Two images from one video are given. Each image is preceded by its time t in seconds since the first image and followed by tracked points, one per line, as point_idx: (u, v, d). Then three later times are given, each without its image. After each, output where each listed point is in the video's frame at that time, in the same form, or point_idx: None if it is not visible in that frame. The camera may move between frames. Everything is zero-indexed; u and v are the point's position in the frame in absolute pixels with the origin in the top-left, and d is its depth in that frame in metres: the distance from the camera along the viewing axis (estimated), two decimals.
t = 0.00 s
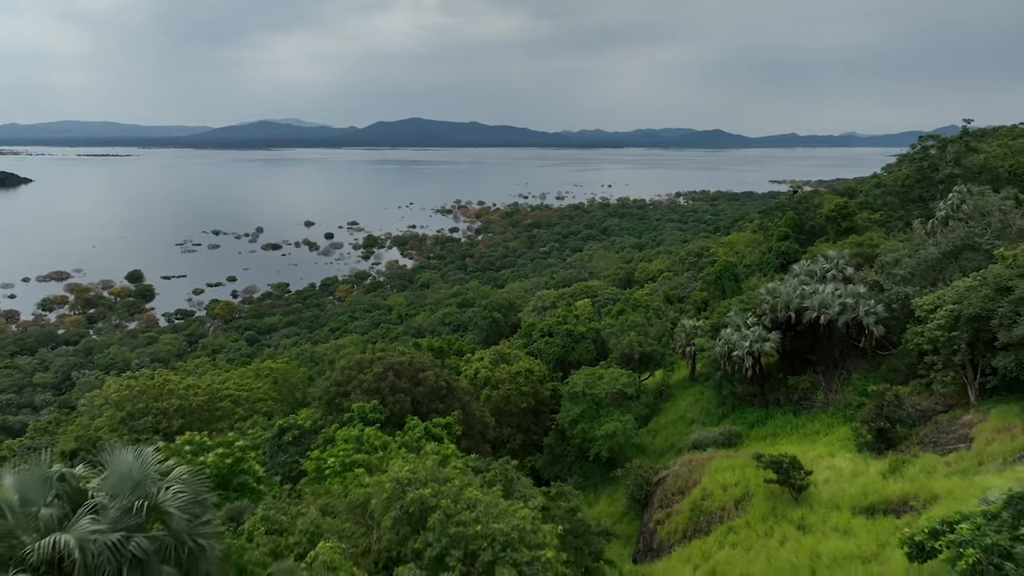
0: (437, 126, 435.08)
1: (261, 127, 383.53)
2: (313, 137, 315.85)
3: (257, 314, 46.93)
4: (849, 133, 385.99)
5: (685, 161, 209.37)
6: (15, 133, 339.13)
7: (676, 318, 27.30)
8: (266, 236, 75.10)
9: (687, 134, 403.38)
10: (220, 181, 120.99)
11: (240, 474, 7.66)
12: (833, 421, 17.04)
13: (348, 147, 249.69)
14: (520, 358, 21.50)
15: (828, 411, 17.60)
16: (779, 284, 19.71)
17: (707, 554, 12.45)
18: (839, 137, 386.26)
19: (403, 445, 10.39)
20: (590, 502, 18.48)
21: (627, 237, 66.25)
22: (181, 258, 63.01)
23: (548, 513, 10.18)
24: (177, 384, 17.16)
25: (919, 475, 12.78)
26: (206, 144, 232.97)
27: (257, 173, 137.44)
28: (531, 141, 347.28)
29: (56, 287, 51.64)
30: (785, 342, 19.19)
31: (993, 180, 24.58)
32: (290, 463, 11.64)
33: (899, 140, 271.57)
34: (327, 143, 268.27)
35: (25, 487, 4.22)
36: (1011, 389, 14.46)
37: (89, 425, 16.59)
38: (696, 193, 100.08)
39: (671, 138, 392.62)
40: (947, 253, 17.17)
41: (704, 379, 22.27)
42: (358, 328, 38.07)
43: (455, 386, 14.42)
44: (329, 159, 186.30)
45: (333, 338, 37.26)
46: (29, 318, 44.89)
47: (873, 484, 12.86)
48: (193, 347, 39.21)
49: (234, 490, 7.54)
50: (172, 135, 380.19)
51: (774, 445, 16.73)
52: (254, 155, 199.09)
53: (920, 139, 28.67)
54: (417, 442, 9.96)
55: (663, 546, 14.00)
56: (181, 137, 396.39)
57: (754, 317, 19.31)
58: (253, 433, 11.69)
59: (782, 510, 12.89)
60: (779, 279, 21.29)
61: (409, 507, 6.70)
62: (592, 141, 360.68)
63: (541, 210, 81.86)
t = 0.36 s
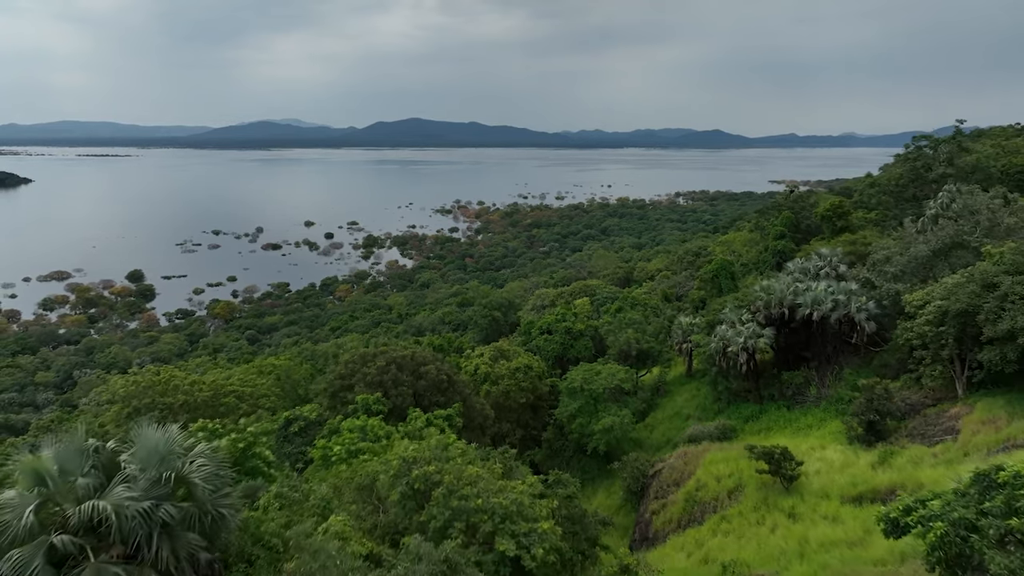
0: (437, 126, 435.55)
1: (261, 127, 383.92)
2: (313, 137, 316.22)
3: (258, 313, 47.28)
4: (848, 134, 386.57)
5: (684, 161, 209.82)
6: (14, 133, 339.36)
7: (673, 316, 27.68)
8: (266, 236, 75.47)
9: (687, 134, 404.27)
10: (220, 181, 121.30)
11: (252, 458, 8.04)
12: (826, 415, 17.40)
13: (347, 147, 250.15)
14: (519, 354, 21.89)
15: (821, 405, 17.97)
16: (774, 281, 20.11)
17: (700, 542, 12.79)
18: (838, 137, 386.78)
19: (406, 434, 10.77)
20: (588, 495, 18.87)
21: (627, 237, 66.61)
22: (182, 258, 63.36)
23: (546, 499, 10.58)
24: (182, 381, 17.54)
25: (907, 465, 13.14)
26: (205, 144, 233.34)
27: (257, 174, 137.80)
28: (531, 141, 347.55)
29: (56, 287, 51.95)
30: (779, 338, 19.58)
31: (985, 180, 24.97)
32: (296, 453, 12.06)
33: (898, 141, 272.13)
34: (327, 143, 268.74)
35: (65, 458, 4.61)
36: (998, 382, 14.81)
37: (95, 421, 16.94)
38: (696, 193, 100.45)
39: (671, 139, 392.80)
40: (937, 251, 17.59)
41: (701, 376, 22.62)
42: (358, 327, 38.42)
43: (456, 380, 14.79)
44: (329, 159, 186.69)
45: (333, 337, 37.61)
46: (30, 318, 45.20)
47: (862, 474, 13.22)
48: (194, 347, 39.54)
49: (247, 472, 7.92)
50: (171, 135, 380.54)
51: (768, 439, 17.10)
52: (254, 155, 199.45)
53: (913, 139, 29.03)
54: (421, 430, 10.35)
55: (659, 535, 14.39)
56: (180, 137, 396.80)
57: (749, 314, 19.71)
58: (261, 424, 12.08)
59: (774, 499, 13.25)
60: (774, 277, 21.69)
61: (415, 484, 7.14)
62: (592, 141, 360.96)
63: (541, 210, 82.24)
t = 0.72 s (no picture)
0: (437, 126, 435.93)
1: (261, 127, 384.35)
2: (313, 137, 316.78)
3: (259, 313, 47.68)
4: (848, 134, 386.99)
5: (684, 161, 210.25)
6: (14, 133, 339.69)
7: (670, 314, 28.07)
8: (266, 236, 75.85)
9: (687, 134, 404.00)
10: (220, 182, 121.66)
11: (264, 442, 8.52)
12: (818, 409, 17.80)
13: (348, 147, 250.55)
14: (519, 350, 22.29)
15: (813, 399, 18.37)
16: (768, 278, 20.53)
17: (694, 529, 13.19)
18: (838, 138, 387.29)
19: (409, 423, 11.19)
20: (585, 487, 19.29)
21: (626, 237, 66.98)
22: (183, 258, 63.72)
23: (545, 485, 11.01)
24: (188, 376, 17.94)
25: (894, 456, 13.54)
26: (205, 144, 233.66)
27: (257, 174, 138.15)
28: (530, 141, 348.32)
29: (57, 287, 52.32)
30: (773, 334, 20.00)
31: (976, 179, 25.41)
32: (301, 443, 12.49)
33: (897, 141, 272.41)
34: (327, 143, 269.18)
35: (101, 431, 5.04)
36: (984, 376, 15.24)
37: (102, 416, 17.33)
38: (695, 193, 100.82)
39: (670, 139, 393.68)
40: (926, 248, 18.04)
41: (697, 371, 22.99)
42: (359, 326, 38.80)
43: (457, 373, 15.20)
44: (329, 159, 187.02)
45: (334, 335, 37.98)
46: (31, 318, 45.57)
47: (851, 465, 13.61)
48: (194, 346, 39.91)
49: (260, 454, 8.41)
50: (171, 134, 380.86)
51: (761, 431, 17.51)
52: (255, 155, 199.85)
53: (907, 139, 29.41)
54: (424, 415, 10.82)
55: (654, 525, 14.82)
56: (180, 137, 397.04)
57: (743, 310, 20.14)
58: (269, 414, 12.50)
59: (765, 488, 13.65)
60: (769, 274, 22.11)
61: (422, 461, 7.75)
62: (592, 141, 361.66)
63: (541, 210, 82.63)
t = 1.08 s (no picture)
0: (437, 126, 436.35)
1: (261, 128, 384.96)
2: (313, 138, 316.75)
3: (259, 313, 48.07)
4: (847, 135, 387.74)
5: (683, 162, 210.78)
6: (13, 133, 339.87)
7: (668, 312, 28.46)
8: (266, 236, 76.21)
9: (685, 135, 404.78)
10: (220, 183, 121.96)
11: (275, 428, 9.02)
12: (811, 404, 18.16)
13: (348, 147, 250.98)
14: (518, 348, 22.68)
15: (806, 395, 18.75)
16: (763, 276, 20.90)
17: (688, 519, 13.55)
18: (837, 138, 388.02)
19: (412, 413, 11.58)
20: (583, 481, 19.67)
21: (625, 237, 67.37)
22: (183, 259, 64.09)
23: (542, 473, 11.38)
24: (192, 373, 18.30)
25: (884, 447, 13.88)
26: (206, 145, 234.28)
27: (257, 175, 138.49)
28: (530, 142, 348.99)
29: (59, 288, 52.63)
30: (767, 331, 20.38)
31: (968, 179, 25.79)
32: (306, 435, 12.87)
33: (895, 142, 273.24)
34: (327, 144, 269.61)
35: (129, 412, 5.49)
36: (971, 370, 15.61)
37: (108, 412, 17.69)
38: (694, 194, 101.21)
39: (670, 139, 394.16)
40: (917, 246, 18.46)
41: (694, 368, 23.33)
42: (359, 325, 39.16)
43: (458, 367, 15.58)
44: (329, 160, 187.38)
45: (334, 335, 38.35)
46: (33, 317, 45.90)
47: (842, 457, 13.94)
48: (195, 345, 40.27)
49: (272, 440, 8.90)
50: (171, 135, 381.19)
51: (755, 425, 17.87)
52: (255, 155, 200.27)
53: (900, 139, 29.76)
54: (424, 402, 11.25)
55: (650, 515, 15.21)
56: (179, 138, 397.45)
57: (738, 308, 20.52)
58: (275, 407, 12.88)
59: (757, 480, 14.00)
60: (763, 272, 22.50)
61: (426, 444, 8.26)
62: (591, 142, 362.50)
63: (540, 210, 83.01)
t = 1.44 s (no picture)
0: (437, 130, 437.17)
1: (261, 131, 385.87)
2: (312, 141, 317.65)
3: (259, 315, 48.44)
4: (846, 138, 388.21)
5: (683, 166, 211.26)
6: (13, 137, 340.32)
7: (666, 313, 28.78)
8: (267, 239, 76.55)
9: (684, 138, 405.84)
10: (220, 186, 122.35)
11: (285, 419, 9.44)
12: (805, 403, 18.45)
13: (348, 151, 251.42)
14: (517, 348, 23.01)
15: (801, 393, 19.04)
16: (758, 277, 21.24)
17: (683, 513, 13.85)
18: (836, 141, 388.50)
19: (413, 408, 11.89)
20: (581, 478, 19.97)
21: (624, 240, 67.69)
22: (184, 262, 64.42)
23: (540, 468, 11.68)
24: (197, 373, 18.63)
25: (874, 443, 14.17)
26: (207, 149, 234.89)
27: (257, 178, 138.96)
28: (530, 145, 349.92)
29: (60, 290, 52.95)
30: (763, 331, 20.71)
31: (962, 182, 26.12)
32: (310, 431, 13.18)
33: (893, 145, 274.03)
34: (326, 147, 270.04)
35: (149, 399, 5.96)
36: (961, 368, 15.91)
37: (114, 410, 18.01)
38: (694, 197, 101.58)
39: (668, 142, 394.75)
40: (909, 248, 18.81)
41: (691, 368, 23.62)
42: (359, 327, 39.47)
43: (458, 365, 15.92)
44: (328, 163, 187.85)
45: (335, 337, 38.67)
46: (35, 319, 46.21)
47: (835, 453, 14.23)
48: (196, 348, 40.54)
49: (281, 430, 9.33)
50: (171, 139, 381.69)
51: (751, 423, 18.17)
52: (255, 159, 200.81)
53: (895, 143, 30.08)
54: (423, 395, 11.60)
55: (646, 510, 15.54)
56: (180, 142, 398.27)
57: (734, 308, 20.86)
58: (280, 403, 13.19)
59: (751, 475, 14.30)
60: (759, 273, 22.83)
61: (430, 430, 8.74)
62: (589, 146, 363.48)
63: (540, 214, 83.38)
